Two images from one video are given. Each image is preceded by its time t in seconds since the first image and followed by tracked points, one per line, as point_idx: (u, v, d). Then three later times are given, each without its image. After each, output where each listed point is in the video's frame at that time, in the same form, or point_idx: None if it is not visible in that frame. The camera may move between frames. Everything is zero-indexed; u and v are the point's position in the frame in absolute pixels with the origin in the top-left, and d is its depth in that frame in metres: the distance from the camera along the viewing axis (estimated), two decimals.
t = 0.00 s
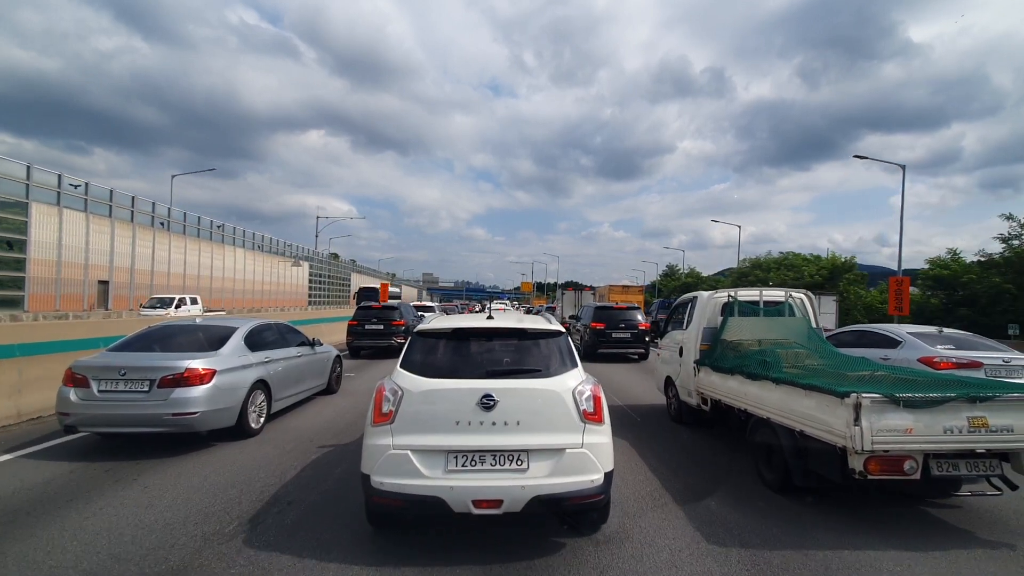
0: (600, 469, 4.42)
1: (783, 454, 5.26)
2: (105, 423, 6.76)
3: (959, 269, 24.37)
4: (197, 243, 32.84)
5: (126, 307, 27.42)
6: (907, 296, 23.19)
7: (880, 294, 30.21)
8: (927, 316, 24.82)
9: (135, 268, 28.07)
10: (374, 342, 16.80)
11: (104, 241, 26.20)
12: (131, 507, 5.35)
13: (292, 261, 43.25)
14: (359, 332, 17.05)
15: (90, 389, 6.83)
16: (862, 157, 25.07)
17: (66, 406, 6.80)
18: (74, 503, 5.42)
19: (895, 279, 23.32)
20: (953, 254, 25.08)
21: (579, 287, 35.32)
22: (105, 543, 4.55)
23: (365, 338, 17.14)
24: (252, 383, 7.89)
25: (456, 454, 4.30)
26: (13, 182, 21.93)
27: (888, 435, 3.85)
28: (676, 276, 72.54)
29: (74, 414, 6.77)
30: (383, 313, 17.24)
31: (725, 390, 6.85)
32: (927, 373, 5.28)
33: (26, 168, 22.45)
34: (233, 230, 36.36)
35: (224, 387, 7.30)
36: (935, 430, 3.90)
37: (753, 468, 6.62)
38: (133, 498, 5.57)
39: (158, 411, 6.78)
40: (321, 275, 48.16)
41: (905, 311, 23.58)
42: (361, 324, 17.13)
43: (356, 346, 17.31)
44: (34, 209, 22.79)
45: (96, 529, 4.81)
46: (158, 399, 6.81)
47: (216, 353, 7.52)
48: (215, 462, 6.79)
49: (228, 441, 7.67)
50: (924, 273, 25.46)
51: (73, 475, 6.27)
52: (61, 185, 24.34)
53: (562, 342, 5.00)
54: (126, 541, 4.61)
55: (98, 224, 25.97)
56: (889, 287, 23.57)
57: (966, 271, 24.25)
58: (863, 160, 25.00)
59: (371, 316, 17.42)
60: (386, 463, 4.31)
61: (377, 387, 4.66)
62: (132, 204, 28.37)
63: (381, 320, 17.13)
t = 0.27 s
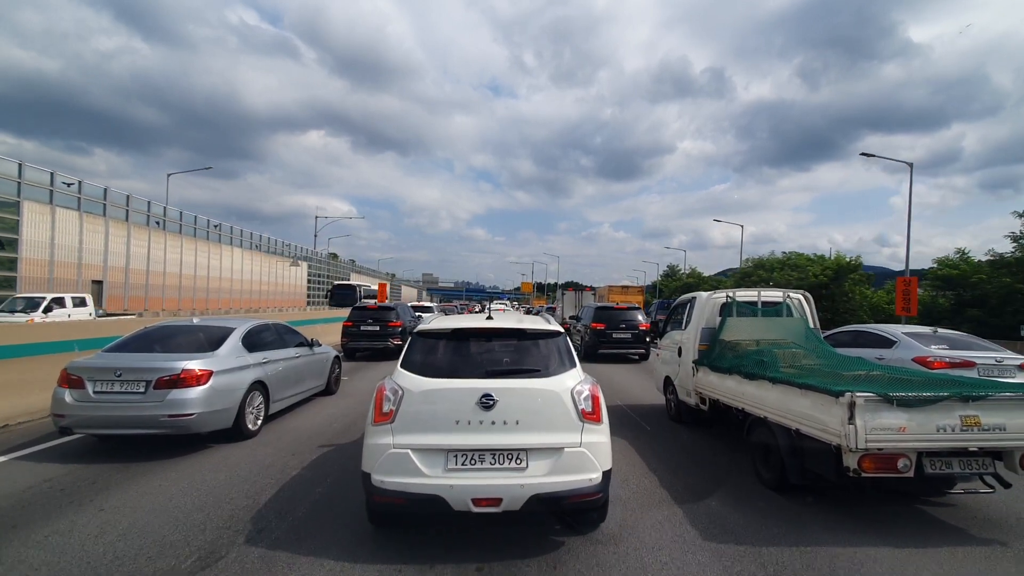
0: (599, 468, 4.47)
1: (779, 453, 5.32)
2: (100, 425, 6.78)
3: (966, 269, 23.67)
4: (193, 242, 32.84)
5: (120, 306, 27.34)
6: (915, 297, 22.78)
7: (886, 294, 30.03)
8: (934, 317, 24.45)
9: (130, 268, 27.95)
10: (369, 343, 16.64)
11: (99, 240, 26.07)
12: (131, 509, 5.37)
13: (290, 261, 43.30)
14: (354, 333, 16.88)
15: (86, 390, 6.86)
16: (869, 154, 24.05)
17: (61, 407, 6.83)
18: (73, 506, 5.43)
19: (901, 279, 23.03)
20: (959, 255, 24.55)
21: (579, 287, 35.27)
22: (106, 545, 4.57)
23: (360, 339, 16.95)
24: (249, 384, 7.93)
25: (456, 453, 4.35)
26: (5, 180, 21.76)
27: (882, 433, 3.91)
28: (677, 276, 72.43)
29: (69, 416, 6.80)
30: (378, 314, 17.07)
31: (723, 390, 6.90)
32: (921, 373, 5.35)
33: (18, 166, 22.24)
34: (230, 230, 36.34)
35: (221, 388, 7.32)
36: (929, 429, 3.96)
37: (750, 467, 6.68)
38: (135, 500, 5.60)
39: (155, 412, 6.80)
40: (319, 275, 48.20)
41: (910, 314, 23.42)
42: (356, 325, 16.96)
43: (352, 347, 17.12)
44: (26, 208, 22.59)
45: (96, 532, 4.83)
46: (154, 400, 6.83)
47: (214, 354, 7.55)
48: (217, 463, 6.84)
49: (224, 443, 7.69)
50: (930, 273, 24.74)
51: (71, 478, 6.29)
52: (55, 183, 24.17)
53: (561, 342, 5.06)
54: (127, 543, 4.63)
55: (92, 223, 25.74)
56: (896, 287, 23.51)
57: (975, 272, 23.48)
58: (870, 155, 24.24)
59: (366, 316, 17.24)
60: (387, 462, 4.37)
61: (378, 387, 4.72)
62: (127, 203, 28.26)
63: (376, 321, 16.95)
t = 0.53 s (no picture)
0: (597, 466, 4.53)
1: (777, 452, 5.37)
2: (95, 426, 6.79)
3: (977, 268, 23.66)
4: (189, 241, 32.97)
5: (115, 306, 27.27)
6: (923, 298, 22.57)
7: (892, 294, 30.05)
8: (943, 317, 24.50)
9: (125, 267, 27.90)
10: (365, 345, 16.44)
11: (93, 239, 26.03)
12: (133, 509, 5.41)
13: (289, 260, 43.42)
14: (349, 334, 16.66)
15: (80, 392, 6.88)
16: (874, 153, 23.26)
17: (55, 409, 6.85)
18: (75, 507, 5.46)
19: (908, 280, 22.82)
20: (969, 254, 24.60)
21: (581, 287, 35.29)
22: (108, 544, 4.61)
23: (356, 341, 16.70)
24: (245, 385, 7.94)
25: (457, 451, 4.41)
26: None
27: (877, 432, 3.96)
28: (679, 276, 72.44)
29: (63, 417, 6.82)
30: (374, 315, 16.85)
31: (722, 389, 6.96)
32: (918, 372, 5.40)
33: (12, 165, 22.09)
34: (228, 229, 36.35)
35: (217, 389, 7.33)
36: (923, 428, 4.01)
37: (748, 466, 6.73)
38: (136, 501, 5.63)
39: (150, 414, 6.82)
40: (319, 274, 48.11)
41: (919, 314, 23.37)
42: (351, 326, 16.74)
43: (347, 349, 16.85)
44: (19, 207, 22.45)
45: (98, 532, 4.87)
46: (149, 402, 6.84)
47: (210, 355, 7.57)
48: (219, 464, 6.89)
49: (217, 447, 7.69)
50: (941, 273, 24.95)
51: (67, 481, 6.31)
52: (48, 181, 24.05)
53: (561, 341, 5.12)
54: (129, 542, 4.67)
55: (86, 222, 25.78)
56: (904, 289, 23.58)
57: (986, 271, 23.47)
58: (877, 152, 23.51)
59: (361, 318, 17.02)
60: (388, 460, 4.43)
61: (379, 386, 4.78)
62: (122, 202, 28.21)
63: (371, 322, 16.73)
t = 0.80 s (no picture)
0: (596, 465, 4.59)
1: (774, 451, 5.43)
2: (86, 429, 6.69)
3: (988, 269, 23.68)
4: (186, 241, 32.98)
5: (109, 306, 27.28)
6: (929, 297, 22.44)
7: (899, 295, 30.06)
8: (952, 317, 24.46)
9: (120, 267, 27.97)
10: (359, 347, 15.94)
11: (87, 238, 26.05)
12: (135, 509, 5.44)
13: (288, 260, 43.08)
14: (343, 336, 16.16)
15: (70, 394, 6.76)
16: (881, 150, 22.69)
17: (44, 411, 6.74)
18: (75, 507, 5.47)
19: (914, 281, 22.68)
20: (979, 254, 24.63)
21: (583, 287, 35.32)
22: (112, 545, 4.61)
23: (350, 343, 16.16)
24: (241, 387, 7.85)
25: (457, 450, 4.47)
26: None
27: (872, 430, 4.03)
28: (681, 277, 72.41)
29: (52, 420, 6.71)
30: (369, 316, 16.31)
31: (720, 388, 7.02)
32: (913, 372, 5.46)
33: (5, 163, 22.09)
34: (225, 229, 36.42)
35: (210, 392, 7.21)
36: (917, 426, 4.07)
37: (746, 465, 6.79)
38: (137, 501, 5.66)
39: (142, 417, 6.69)
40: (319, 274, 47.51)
41: (929, 314, 22.59)
42: (345, 328, 16.23)
43: (342, 352, 16.32)
44: (10, 205, 22.47)
45: (100, 532, 4.88)
46: (140, 405, 6.71)
47: (204, 357, 7.46)
48: (220, 463, 6.92)
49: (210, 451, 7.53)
50: (949, 273, 24.95)
51: (57, 484, 6.18)
52: (41, 179, 24.04)
53: (560, 342, 5.18)
54: (133, 543, 4.68)
55: (80, 220, 25.80)
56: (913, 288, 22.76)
57: (997, 271, 23.54)
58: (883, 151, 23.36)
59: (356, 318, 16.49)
60: (389, 459, 4.49)
61: (381, 385, 4.84)
62: (117, 201, 28.19)
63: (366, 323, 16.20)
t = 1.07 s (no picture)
0: (594, 463, 4.65)
1: (771, 449, 5.49)
2: (70, 434, 6.44)
3: (999, 268, 23.66)
4: (182, 242, 32.41)
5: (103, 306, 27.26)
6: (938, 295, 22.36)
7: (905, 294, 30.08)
8: (963, 318, 24.52)
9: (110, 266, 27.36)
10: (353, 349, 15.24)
11: (79, 236, 26.04)
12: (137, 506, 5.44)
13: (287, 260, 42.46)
14: (336, 338, 15.40)
15: (54, 398, 6.52)
16: (892, 146, 22.52)
17: (28, 415, 6.50)
18: (72, 507, 5.40)
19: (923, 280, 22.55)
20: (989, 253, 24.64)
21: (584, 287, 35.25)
22: (114, 545, 4.57)
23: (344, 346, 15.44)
24: (234, 389, 7.61)
25: (457, 448, 4.53)
26: None
27: (866, 428, 4.09)
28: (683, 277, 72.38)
29: (36, 424, 6.46)
30: (363, 316, 15.56)
31: (718, 388, 7.09)
32: (908, 371, 5.52)
33: None
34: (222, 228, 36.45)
35: (201, 395, 6.97)
36: (910, 424, 4.13)
37: (744, 464, 6.85)
38: (138, 499, 5.66)
39: (129, 421, 6.45)
40: (319, 275, 46.64)
41: (933, 315, 22.51)
42: (338, 329, 15.46)
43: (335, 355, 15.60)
44: None
45: (96, 532, 4.84)
46: (127, 408, 6.48)
47: (195, 358, 7.22)
48: (217, 466, 6.81)
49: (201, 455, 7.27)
50: (959, 272, 24.95)
51: (41, 490, 5.92)
52: (33, 177, 24.00)
53: (559, 341, 5.25)
54: (135, 542, 4.64)
55: (74, 219, 25.76)
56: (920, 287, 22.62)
57: (1009, 269, 23.58)
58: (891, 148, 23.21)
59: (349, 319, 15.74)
60: (390, 457, 4.55)
61: (382, 384, 4.89)
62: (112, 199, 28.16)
63: (360, 324, 15.46)
